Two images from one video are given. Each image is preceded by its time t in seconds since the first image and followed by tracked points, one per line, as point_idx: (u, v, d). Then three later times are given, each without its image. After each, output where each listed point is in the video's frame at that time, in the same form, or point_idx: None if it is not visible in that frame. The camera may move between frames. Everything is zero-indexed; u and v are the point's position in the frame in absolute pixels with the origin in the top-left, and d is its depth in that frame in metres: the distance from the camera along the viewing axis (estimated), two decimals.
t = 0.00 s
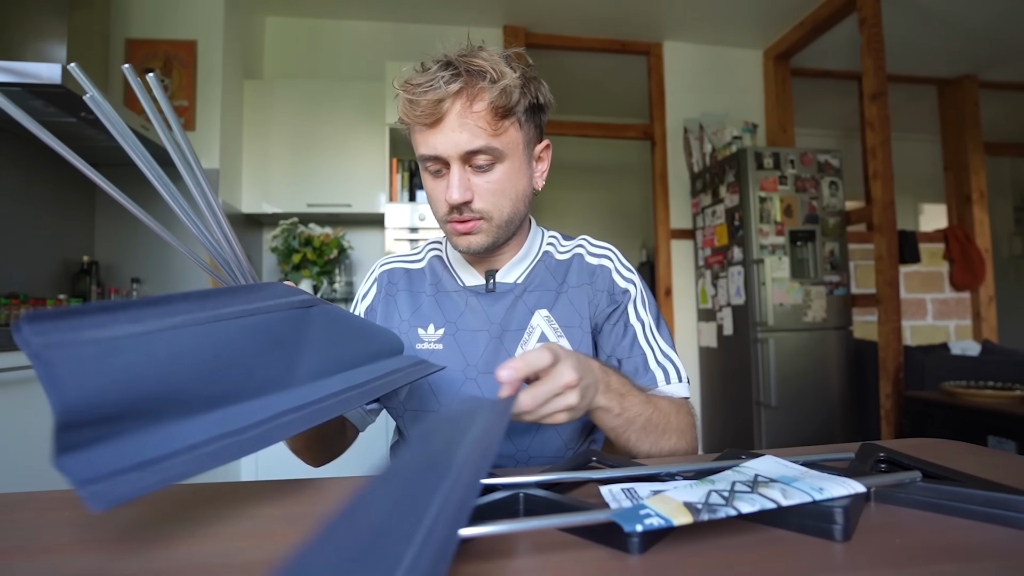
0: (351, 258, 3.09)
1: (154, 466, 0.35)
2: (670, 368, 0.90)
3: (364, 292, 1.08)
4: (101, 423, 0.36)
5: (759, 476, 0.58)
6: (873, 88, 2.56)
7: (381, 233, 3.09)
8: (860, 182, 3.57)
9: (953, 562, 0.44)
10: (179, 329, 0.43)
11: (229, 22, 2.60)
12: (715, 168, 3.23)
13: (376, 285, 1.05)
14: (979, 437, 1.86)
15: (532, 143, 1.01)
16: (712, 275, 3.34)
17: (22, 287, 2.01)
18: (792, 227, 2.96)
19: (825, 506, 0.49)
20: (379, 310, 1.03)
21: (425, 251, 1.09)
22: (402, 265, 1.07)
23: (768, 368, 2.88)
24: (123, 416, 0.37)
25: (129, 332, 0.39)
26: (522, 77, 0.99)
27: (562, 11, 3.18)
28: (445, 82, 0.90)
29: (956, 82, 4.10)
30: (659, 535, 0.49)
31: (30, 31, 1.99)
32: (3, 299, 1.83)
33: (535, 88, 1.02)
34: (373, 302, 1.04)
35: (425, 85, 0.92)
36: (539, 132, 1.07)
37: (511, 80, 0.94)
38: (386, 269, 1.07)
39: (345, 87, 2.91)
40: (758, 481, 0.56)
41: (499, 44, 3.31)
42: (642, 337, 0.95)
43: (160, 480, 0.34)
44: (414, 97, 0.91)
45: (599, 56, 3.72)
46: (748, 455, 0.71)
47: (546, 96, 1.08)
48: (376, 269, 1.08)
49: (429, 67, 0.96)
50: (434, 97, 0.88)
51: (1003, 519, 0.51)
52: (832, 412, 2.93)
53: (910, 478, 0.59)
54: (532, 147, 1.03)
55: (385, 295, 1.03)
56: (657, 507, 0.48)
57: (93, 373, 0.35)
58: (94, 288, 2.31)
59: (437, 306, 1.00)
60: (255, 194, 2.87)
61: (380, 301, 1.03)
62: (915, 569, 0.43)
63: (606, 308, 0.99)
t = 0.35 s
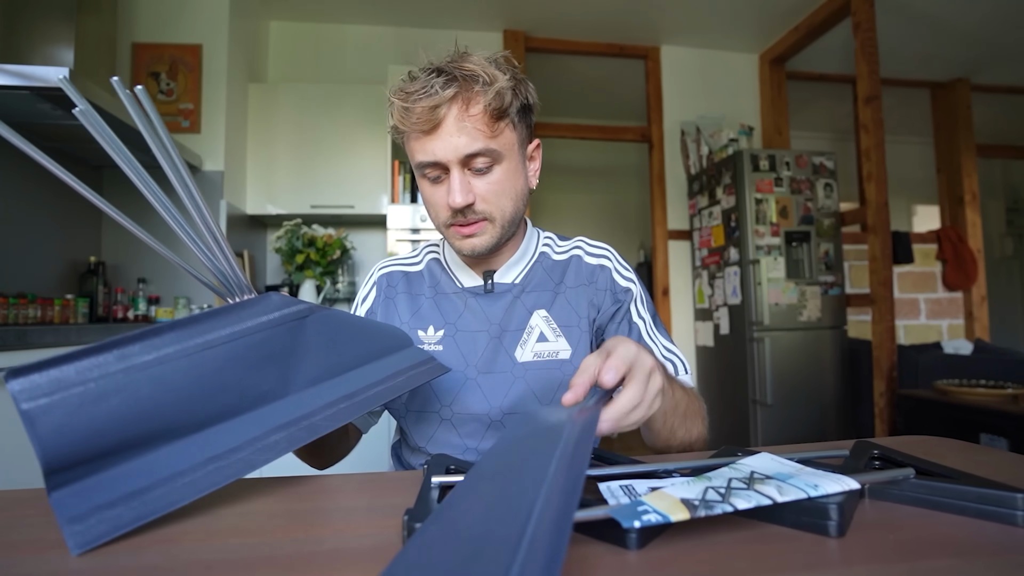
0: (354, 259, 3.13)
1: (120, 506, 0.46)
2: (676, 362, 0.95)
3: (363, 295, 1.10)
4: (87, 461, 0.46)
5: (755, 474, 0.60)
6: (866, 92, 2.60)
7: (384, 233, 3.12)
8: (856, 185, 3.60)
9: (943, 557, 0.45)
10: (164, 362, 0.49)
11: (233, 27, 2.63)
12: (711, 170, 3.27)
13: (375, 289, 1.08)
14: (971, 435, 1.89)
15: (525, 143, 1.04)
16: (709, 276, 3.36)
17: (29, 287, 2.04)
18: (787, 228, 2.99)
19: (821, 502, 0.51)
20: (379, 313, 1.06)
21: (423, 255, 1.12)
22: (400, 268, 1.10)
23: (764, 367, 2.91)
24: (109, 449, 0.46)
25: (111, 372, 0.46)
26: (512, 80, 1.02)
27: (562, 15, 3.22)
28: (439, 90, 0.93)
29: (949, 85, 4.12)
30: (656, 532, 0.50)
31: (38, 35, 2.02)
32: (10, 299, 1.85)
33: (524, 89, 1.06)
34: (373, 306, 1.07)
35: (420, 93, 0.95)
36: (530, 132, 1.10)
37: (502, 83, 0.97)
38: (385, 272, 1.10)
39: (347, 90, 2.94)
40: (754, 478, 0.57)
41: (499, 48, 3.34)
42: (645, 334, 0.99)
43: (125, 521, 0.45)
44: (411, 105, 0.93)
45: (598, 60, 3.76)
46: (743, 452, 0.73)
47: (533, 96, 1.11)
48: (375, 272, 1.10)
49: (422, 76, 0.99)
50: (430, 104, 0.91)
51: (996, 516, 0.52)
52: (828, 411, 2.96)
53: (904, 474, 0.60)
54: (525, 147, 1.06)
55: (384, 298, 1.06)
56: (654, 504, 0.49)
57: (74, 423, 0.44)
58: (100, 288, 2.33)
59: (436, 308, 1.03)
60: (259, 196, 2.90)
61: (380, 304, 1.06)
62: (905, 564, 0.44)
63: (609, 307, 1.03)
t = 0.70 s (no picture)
0: (356, 259, 3.17)
1: (247, 537, 0.43)
2: (648, 340, 0.97)
3: (370, 294, 1.13)
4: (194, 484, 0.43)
5: (752, 470, 0.62)
6: (861, 95, 2.63)
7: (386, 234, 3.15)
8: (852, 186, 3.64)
9: (937, 553, 0.46)
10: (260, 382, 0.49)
11: (239, 31, 2.67)
12: (708, 171, 3.30)
13: (381, 287, 1.11)
14: (964, 433, 1.93)
15: (531, 149, 1.08)
16: (706, 276, 3.40)
17: (38, 287, 2.08)
18: (782, 229, 3.03)
19: (816, 499, 0.52)
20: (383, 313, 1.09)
21: (427, 255, 1.16)
22: (405, 268, 1.13)
23: (760, 366, 2.94)
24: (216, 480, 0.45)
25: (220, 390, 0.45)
26: (522, 87, 1.05)
27: (562, 20, 3.25)
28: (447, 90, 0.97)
29: (941, 89, 4.15)
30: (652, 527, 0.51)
31: (45, 40, 2.05)
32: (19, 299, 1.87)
33: (534, 97, 1.09)
34: (379, 304, 1.10)
35: (428, 92, 0.98)
36: (537, 139, 1.13)
37: (512, 91, 1.00)
38: (389, 272, 1.12)
39: (349, 94, 2.98)
40: (750, 475, 0.59)
41: (500, 52, 3.38)
42: (621, 317, 1.01)
43: (258, 547, 0.42)
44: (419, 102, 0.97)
45: (598, 63, 3.80)
46: (741, 450, 0.75)
47: (545, 105, 1.14)
48: (380, 272, 1.13)
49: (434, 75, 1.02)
50: (435, 103, 0.94)
51: (988, 512, 0.54)
52: (823, 409, 2.99)
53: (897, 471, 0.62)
54: (531, 153, 1.09)
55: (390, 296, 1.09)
56: (653, 497, 0.51)
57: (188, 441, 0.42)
58: (108, 288, 2.38)
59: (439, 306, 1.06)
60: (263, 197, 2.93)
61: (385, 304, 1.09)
62: (900, 559, 0.45)
63: (590, 295, 1.06)
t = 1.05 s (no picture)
0: (359, 260, 3.21)
1: (169, 502, 0.47)
2: (645, 345, 1.00)
3: (373, 295, 1.16)
4: (157, 452, 0.47)
5: (747, 467, 0.65)
6: (855, 97, 2.67)
7: (388, 235, 3.19)
8: (846, 188, 3.67)
9: (928, 549, 0.49)
10: (248, 376, 0.52)
11: (243, 35, 2.71)
12: (705, 173, 3.34)
13: (384, 288, 1.14)
14: (957, 430, 1.96)
15: (528, 151, 1.11)
16: (702, 276, 3.43)
17: (46, 287, 2.11)
18: (778, 230, 3.06)
19: (810, 495, 0.55)
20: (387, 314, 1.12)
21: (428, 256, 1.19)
22: (407, 269, 1.16)
23: (755, 365, 2.98)
24: (189, 440, 0.49)
25: (205, 376, 0.49)
26: (517, 89, 1.09)
27: (561, 25, 3.29)
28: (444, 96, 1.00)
29: (935, 92, 4.19)
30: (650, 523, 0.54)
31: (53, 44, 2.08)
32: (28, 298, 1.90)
33: (530, 100, 1.12)
34: (383, 305, 1.13)
35: (426, 98, 1.01)
36: (534, 141, 1.17)
37: (508, 94, 1.04)
38: (392, 273, 1.16)
39: (351, 98, 3.01)
40: (746, 472, 0.62)
41: (499, 56, 3.42)
42: (619, 321, 1.04)
43: (176, 521, 0.47)
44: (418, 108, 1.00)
45: (597, 67, 3.83)
46: (737, 448, 0.78)
47: (540, 106, 1.18)
48: (382, 273, 1.17)
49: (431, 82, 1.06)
50: (434, 109, 0.98)
51: (981, 508, 0.57)
52: (819, 408, 3.03)
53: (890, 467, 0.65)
54: (528, 155, 1.12)
55: (394, 297, 1.12)
56: (650, 494, 0.54)
57: (164, 418, 0.46)
58: (114, 288, 2.41)
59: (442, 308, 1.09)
60: (267, 199, 2.97)
61: (388, 305, 1.12)
62: (892, 556, 0.48)
63: (591, 297, 1.10)
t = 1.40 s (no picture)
0: (361, 259, 3.25)
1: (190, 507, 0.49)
2: (672, 362, 1.06)
3: (369, 287, 1.14)
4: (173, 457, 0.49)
5: (743, 464, 0.68)
6: (849, 101, 2.71)
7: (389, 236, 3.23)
8: (841, 189, 3.71)
9: (920, 545, 0.52)
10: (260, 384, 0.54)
11: (246, 38, 2.75)
12: (702, 175, 3.37)
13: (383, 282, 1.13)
14: (948, 428, 1.99)
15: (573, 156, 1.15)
16: (700, 276, 3.47)
17: (53, 287, 2.15)
18: (774, 231, 3.09)
19: (806, 493, 0.58)
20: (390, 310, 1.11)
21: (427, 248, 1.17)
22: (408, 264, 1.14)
23: (751, 364, 3.01)
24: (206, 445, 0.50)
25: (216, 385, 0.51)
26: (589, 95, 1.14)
27: (560, 28, 3.33)
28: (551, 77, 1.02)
29: (928, 96, 4.22)
30: (651, 518, 0.57)
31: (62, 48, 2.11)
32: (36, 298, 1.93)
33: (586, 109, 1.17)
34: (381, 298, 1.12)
35: (532, 71, 1.02)
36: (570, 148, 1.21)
37: (590, 96, 1.09)
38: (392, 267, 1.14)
39: (351, 101, 3.05)
40: (743, 469, 0.66)
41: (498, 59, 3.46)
42: (645, 337, 1.10)
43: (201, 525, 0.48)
44: (524, 77, 1.00)
45: (596, 70, 3.87)
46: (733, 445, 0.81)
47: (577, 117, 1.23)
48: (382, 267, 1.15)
49: (529, 57, 1.06)
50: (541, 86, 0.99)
51: (973, 505, 0.60)
52: (815, 407, 3.07)
53: (882, 466, 0.69)
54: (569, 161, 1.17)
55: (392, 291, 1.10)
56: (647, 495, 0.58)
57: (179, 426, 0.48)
58: (121, 288, 2.44)
59: (445, 304, 1.09)
60: (271, 200, 3.01)
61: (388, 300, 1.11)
62: (884, 551, 0.51)
63: (610, 308, 1.15)
